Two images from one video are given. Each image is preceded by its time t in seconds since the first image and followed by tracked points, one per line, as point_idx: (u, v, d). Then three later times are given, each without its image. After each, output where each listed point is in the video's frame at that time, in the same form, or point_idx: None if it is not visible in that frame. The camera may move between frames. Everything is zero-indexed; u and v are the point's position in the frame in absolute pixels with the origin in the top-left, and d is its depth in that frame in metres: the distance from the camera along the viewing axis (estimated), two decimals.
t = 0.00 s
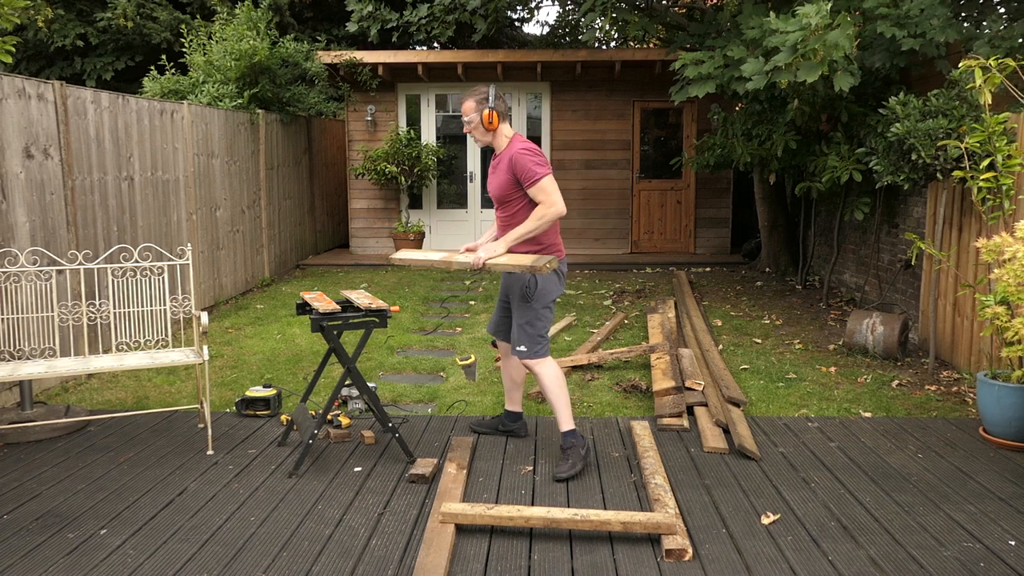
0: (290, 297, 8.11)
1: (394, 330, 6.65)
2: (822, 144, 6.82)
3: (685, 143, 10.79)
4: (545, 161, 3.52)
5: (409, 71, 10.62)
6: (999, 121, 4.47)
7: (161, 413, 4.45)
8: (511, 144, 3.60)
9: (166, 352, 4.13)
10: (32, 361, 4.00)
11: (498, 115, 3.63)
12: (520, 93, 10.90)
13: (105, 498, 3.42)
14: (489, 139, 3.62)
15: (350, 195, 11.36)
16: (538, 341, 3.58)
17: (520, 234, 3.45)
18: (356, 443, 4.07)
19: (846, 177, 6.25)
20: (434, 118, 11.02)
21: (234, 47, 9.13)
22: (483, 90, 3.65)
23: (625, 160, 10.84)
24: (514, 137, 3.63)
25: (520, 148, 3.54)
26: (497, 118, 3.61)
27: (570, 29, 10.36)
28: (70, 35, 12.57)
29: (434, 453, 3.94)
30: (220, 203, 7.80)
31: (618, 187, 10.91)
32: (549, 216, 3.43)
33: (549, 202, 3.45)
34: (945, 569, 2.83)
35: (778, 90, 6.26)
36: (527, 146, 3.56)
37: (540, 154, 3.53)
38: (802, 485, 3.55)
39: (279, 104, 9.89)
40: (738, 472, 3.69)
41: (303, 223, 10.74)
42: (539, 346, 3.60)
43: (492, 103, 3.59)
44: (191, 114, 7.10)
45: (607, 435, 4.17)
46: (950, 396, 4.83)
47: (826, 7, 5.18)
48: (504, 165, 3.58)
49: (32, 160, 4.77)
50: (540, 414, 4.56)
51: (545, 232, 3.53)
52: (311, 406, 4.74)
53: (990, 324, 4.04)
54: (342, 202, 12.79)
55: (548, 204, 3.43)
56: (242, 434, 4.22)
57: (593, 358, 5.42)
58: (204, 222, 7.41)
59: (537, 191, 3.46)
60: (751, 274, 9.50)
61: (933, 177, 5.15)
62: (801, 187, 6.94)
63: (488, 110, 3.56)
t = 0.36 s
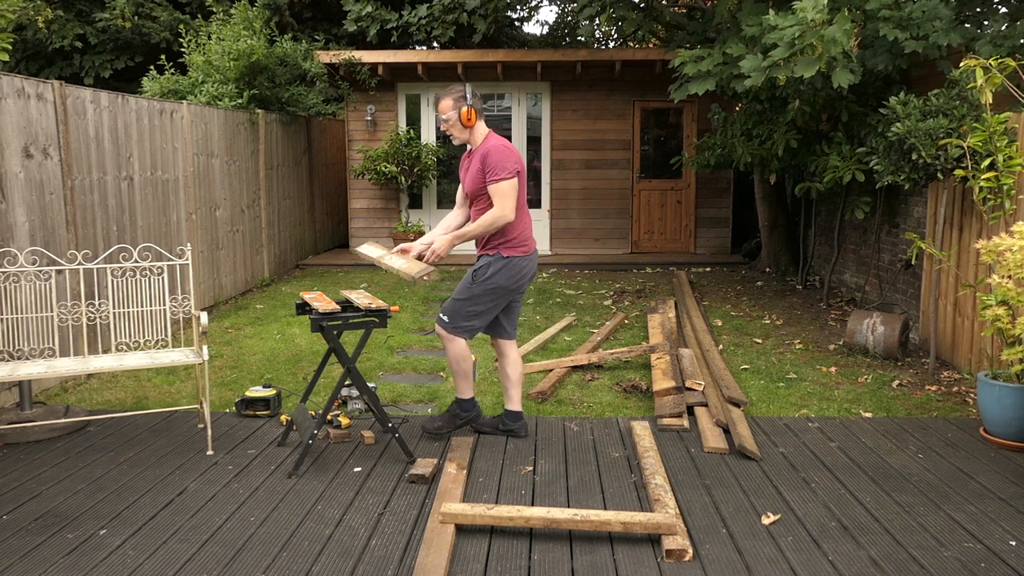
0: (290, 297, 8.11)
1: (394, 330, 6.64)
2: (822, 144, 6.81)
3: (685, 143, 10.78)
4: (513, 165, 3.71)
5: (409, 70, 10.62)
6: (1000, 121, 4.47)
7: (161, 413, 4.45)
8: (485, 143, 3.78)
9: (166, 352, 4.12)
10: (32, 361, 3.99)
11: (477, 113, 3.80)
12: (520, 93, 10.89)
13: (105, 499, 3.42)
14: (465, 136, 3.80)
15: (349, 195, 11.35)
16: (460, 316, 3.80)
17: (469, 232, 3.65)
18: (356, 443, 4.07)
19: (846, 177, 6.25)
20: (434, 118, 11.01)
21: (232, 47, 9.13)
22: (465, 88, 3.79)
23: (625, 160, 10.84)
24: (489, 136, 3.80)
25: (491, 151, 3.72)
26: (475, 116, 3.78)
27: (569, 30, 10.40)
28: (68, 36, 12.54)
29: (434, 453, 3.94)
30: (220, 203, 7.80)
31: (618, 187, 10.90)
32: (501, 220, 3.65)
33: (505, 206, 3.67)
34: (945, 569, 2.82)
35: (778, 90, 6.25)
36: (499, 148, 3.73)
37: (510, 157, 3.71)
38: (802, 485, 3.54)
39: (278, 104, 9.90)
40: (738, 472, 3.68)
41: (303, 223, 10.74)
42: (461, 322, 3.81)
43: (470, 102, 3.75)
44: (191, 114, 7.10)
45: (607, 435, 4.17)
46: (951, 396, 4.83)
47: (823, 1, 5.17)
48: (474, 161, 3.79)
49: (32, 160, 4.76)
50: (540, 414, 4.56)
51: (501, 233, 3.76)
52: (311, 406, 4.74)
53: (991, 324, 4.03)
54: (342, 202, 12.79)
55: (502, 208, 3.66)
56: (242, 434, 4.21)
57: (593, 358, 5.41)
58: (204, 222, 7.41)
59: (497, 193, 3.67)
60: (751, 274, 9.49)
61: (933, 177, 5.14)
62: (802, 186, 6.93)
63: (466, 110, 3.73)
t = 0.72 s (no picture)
0: (290, 297, 8.11)
1: (394, 330, 6.64)
2: (822, 144, 6.81)
3: (685, 143, 10.78)
4: (442, 181, 3.65)
5: (409, 71, 10.62)
6: (1000, 121, 4.47)
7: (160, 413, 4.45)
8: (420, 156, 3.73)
9: (166, 352, 4.12)
10: (32, 361, 3.99)
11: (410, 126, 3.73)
12: (520, 93, 10.89)
13: (104, 499, 3.42)
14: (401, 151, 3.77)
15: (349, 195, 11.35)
16: (423, 335, 3.78)
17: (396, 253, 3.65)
18: (356, 443, 4.07)
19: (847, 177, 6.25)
20: (434, 118, 11.02)
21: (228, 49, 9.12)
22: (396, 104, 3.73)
23: (625, 160, 10.84)
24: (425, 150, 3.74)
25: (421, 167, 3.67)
26: (406, 130, 3.71)
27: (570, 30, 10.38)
28: (68, 37, 12.52)
29: (434, 453, 3.94)
30: (220, 203, 7.80)
31: (618, 187, 10.90)
32: (425, 241, 3.63)
33: (429, 225, 3.64)
34: (945, 569, 2.82)
35: (778, 90, 6.25)
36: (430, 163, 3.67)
37: (439, 173, 3.65)
38: (802, 485, 3.54)
39: (278, 103, 9.91)
40: (738, 472, 3.68)
41: (303, 223, 10.73)
42: (425, 340, 3.79)
43: (399, 118, 3.70)
44: (191, 114, 7.10)
45: (607, 435, 4.16)
46: (951, 396, 4.83)
47: None
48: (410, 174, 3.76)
49: (32, 160, 4.76)
50: (539, 414, 4.56)
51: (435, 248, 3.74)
52: (311, 406, 4.74)
53: (991, 324, 4.03)
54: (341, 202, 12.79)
55: (426, 229, 3.64)
56: (242, 434, 4.21)
57: (593, 358, 5.41)
58: (204, 222, 7.41)
59: (423, 211, 3.65)
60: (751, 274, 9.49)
61: (933, 177, 5.14)
62: (802, 186, 6.93)
63: (395, 126, 3.69)
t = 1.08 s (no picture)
0: (290, 297, 8.11)
1: (394, 330, 6.64)
2: (822, 144, 6.81)
3: (685, 143, 10.78)
4: (411, 177, 3.61)
5: (409, 70, 10.62)
6: (1001, 121, 4.46)
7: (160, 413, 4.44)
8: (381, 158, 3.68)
9: (166, 352, 4.12)
10: (31, 361, 3.99)
11: (365, 130, 3.67)
12: (520, 93, 10.89)
13: (104, 498, 3.42)
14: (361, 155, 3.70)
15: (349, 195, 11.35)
16: (415, 333, 3.79)
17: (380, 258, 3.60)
18: (356, 443, 4.07)
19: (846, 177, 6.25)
20: (434, 118, 11.02)
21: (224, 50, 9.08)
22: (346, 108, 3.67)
23: (625, 160, 10.84)
24: (385, 149, 3.69)
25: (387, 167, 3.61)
26: (362, 135, 3.66)
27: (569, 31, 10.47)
28: (66, 38, 12.44)
29: (434, 453, 3.94)
30: (220, 203, 7.80)
31: (618, 187, 10.90)
32: (409, 239, 3.59)
33: (409, 223, 3.59)
34: (946, 570, 2.82)
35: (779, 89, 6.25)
36: (396, 162, 3.62)
37: (406, 171, 3.61)
38: (802, 485, 3.54)
39: (278, 104, 9.91)
40: (738, 472, 3.68)
41: (303, 223, 10.73)
42: (420, 338, 3.80)
43: (353, 122, 3.63)
44: (190, 114, 7.10)
45: (607, 435, 4.16)
46: (951, 396, 4.83)
47: None
48: (376, 179, 3.70)
49: (32, 160, 4.76)
50: (539, 414, 4.56)
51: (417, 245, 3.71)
52: (311, 406, 4.74)
53: (991, 324, 4.03)
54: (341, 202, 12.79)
55: (406, 228, 3.59)
56: (242, 434, 4.21)
57: (593, 358, 5.41)
58: (204, 222, 7.41)
59: (399, 211, 3.60)
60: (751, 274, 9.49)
61: (933, 176, 5.14)
62: (802, 186, 6.92)
63: (352, 130, 3.62)
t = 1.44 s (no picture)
0: (290, 297, 8.12)
1: (394, 330, 6.65)
2: (822, 144, 6.82)
3: (685, 143, 10.79)
4: (416, 175, 3.63)
5: (409, 71, 10.63)
6: (1000, 121, 4.47)
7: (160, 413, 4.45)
8: (381, 159, 3.68)
9: (166, 352, 4.13)
10: (32, 361, 3.99)
11: (362, 131, 3.66)
12: (520, 93, 10.90)
13: (105, 499, 3.42)
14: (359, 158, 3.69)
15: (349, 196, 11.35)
16: (418, 332, 3.79)
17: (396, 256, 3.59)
18: (356, 443, 4.08)
19: (846, 177, 6.26)
20: (434, 118, 11.02)
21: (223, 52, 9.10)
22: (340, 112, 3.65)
23: (625, 160, 10.85)
24: (384, 150, 3.69)
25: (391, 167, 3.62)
26: (361, 136, 3.64)
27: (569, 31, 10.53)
28: (67, 38, 12.47)
29: (434, 453, 3.94)
30: (220, 203, 7.80)
31: (618, 187, 10.91)
32: (422, 235, 3.60)
33: (421, 219, 3.60)
34: (945, 569, 2.83)
35: (778, 90, 6.25)
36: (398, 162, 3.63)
37: (410, 169, 3.62)
38: (802, 485, 3.55)
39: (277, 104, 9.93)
40: (738, 472, 3.69)
41: (303, 223, 10.74)
42: (421, 337, 3.80)
43: (351, 125, 3.62)
44: (191, 114, 7.11)
45: (607, 435, 4.17)
46: (951, 396, 4.83)
47: (825, 4, 5.17)
48: (377, 179, 3.70)
49: (32, 160, 4.77)
50: (539, 414, 4.56)
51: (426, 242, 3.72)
52: (311, 406, 4.74)
53: (990, 324, 4.04)
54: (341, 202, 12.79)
55: (419, 224, 3.59)
56: (242, 434, 4.22)
57: (593, 358, 5.42)
58: (204, 222, 7.41)
59: (409, 208, 3.61)
60: (751, 274, 9.50)
61: (933, 177, 5.15)
62: (801, 186, 6.93)
63: (351, 132, 3.61)
